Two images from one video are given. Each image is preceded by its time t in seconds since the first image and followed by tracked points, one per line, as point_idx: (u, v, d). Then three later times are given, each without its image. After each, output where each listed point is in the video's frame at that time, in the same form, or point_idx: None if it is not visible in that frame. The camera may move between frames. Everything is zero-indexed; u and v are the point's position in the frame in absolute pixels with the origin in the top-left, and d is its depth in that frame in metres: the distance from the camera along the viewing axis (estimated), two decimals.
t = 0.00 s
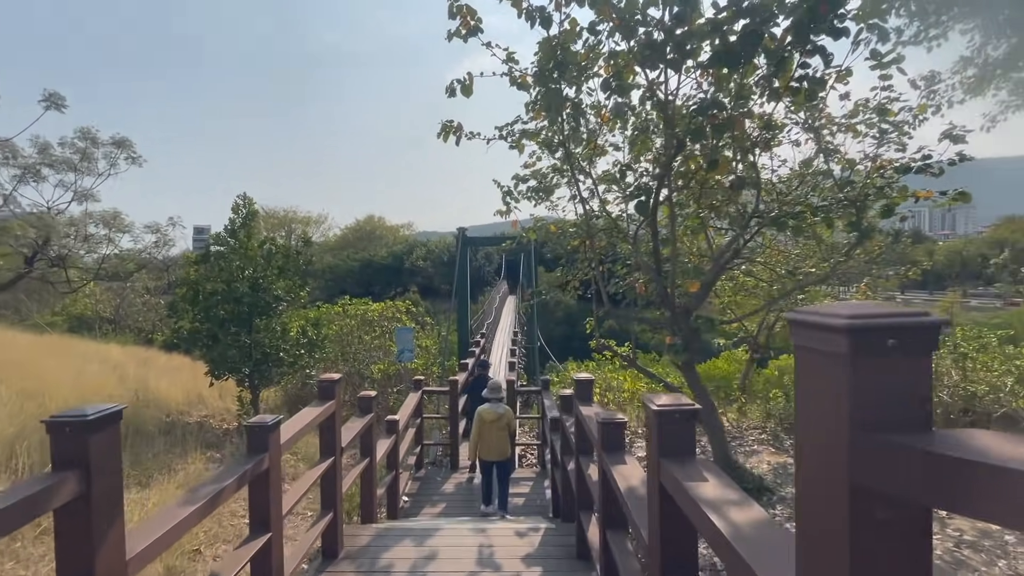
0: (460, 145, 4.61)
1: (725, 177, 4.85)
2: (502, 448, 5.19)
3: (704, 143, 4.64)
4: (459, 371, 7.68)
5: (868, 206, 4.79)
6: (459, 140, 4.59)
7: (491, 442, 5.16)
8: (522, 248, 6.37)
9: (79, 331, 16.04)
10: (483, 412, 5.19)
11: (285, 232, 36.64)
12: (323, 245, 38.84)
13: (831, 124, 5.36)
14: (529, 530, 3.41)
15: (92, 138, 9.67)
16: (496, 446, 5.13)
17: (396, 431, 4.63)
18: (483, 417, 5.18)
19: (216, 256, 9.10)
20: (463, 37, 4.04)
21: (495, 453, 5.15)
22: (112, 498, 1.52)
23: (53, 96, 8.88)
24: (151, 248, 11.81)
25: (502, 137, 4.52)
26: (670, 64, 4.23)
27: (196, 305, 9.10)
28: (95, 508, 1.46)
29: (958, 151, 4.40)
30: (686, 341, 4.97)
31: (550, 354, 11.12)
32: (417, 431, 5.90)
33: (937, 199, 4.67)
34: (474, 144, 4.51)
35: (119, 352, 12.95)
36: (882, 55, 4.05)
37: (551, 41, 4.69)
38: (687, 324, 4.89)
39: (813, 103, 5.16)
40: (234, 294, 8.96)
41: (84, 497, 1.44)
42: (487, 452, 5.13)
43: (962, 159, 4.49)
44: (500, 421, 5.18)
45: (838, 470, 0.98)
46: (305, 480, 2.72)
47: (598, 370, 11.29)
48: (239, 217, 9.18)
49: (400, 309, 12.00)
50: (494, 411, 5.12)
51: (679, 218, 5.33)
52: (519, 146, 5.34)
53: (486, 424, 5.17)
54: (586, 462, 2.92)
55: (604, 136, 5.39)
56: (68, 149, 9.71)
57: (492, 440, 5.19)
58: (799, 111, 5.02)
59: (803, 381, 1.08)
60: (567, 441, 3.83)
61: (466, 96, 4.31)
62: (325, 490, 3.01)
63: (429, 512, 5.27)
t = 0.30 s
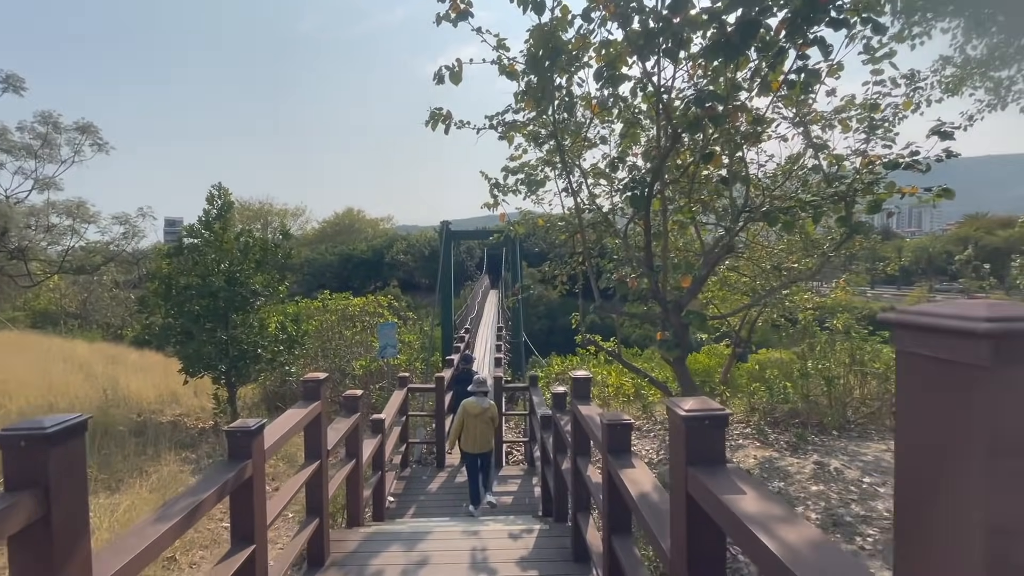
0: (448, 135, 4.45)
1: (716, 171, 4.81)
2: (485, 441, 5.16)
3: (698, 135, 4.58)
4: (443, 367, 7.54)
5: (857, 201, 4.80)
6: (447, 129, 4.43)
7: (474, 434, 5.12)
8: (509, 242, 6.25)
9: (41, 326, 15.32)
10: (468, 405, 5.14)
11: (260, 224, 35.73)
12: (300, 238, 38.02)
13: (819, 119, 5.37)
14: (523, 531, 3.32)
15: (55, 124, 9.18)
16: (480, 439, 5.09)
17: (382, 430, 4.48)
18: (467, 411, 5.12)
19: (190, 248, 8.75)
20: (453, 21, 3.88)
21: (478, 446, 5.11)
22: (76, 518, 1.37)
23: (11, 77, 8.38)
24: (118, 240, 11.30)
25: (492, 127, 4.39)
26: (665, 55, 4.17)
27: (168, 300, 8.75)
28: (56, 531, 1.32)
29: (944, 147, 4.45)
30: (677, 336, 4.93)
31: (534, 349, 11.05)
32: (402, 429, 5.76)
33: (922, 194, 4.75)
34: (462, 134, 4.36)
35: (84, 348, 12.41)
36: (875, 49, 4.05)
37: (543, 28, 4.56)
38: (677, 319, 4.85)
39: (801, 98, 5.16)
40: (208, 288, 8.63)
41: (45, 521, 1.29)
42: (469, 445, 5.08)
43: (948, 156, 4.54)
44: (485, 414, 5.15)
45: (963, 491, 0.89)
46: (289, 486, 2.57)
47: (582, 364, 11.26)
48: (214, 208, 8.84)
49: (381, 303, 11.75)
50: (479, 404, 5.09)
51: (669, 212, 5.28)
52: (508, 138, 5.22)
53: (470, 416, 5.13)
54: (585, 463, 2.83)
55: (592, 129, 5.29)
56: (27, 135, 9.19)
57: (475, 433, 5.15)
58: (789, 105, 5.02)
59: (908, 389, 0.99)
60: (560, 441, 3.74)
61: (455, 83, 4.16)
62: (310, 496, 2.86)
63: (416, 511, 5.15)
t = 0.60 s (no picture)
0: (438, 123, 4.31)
1: (711, 163, 4.76)
2: (476, 431, 5.09)
3: (695, 126, 4.51)
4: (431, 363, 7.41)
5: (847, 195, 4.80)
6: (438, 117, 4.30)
7: (465, 424, 5.08)
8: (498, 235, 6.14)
9: (7, 322, 14.71)
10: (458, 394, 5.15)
11: (238, 217, 34.87)
12: (280, 231, 37.27)
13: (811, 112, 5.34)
14: (518, 532, 3.24)
15: (20, 109, 8.74)
16: (470, 428, 5.04)
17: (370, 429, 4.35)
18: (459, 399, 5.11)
19: (166, 241, 8.44)
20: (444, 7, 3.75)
21: (468, 436, 5.06)
22: (38, 541, 1.26)
23: None
24: (89, 232, 10.89)
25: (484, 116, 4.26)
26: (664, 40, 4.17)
27: (142, 295, 8.43)
28: (15, 557, 1.19)
29: (936, 142, 4.45)
30: (671, 329, 4.87)
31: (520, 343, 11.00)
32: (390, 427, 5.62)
33: (911, 189, 4.76)
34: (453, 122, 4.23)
35: (54, 345, 11.94)
36: (871, 39, 4.02)
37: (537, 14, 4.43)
38: (670, 313, 4.80)
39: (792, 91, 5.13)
40: (185, 282, 8.33)
41: None
42: (461, 434, 5.01)
43: (939, 150, 4.56)
44: (475, 404, 5.11)
45: None
46: (275, 493, 2.43)
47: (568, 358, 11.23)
48: (192, 198, 8.53)
49: (365, 298, 11.52)
50: (469, 392, 5.08)
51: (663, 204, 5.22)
52: (499, 129, 5.09)
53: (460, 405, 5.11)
54: (584, 464, 2.72)
55: (582, 120, 5.20)
56: None
57: (466, 423, 5.10)
58: (781, 98, 4.98)
59: None
60: (557, 438, 3.63)
61: (446, 69, 4.01)
62: (297, 501, 2.73)
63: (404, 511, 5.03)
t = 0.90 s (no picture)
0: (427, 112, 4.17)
1: (704, 158, 4.70)
2: (466, 418, 5.36)
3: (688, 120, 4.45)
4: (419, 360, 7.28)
5: (839, 189, 4.77)
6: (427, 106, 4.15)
7: (455, 412, 5.34)
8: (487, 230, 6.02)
9: None
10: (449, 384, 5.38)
11: (218, 211, 34.09)
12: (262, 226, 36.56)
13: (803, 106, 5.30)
14: (513, 534, 3.16)
15: None
16: (460, 416, 5.30)
17: (358, 429, 4.23)
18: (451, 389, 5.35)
19: (142, 235, 8.14)
20: None
21: (459, 425, 5.32)
22: None
23: None
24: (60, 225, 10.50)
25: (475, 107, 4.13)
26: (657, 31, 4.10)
27: (117, 291, 8.13)
28: None
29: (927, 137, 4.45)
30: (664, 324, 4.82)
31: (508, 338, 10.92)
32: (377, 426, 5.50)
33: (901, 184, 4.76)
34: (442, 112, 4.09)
35: (23, 343, 11.50)
36: (864, 33, 4.00)
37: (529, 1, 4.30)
38: (663, 307, 4.75)
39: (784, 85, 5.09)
40: (162, 278, 8.05)
41: None
42: (454, 424, 5.27)
43: (930, 145, 4.55)
44: (466, 394, 5.43)
45: None
46: (260, 499, 2.31)
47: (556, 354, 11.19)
48: (169, 191, 8.24)
49: (349, 293, 11.31)
50: (460, 382, 5.32)
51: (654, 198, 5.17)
52: (488, 120, 4.97)
53: (451, 395, 5.35)
54: (581, 465, 2.63)
55: (572, 113, 5.12)
56: None
57: (456, 411, 5.36)
58: (773, 91, 4.95)
59: None
60: (551, 436, 3.55)
61: (435, 57, 3.88)
62: (283, 507, 2.61)
63: (393, 512, 4.92)
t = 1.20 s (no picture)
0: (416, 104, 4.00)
1: (701, 153, 4.60)
2: (450, 415, 5.41)
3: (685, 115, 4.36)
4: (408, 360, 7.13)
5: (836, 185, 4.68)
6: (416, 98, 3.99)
7: (439, 407, 5.39)
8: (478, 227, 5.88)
9: None
10: (433, 380, 5.42)
11: (204, 208, 33.49)
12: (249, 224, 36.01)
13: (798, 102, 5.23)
14: (507, 543, 3.04)
15: None
16: (445, 411, 5.35)
17: (346, 433, 4.09)
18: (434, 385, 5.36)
19: (121, 232, 7.89)
20: None
21: (443, 421, 5.38)
22: None
23: None
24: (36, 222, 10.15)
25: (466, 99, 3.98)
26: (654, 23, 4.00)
27: (95, 290, 7.86)
28: None
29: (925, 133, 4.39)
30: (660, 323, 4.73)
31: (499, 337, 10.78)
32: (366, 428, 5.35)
33: (897, 181, 4.70)
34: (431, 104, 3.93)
35: None
36: (864, 27, 3.92)
37: None
38: (659, 306, 4.64)
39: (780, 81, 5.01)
40: (142, 277, 7.80)
41: None
42: (438, 420, 5.33)
43: (927, 142, 4.49)
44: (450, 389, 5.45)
45: None
46: (238, 512, 2.17)
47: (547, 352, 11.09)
48: (150, 186, 7.99)
49: (337, 292, 11.11)
50: (443, 377, 5.39)
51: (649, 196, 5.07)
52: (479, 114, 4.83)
53: (435, 390, 5.41)
54: (580, 472, 2.52)
55: (564, 108, 4.99)
56: None
57: (441, 407, 5.41)
58: (769, 86, 4.87)
59: None
60: (546, 440, 3.43)
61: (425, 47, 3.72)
62: (264, 520, 2.46)
63: (382, 516, 4.78)
